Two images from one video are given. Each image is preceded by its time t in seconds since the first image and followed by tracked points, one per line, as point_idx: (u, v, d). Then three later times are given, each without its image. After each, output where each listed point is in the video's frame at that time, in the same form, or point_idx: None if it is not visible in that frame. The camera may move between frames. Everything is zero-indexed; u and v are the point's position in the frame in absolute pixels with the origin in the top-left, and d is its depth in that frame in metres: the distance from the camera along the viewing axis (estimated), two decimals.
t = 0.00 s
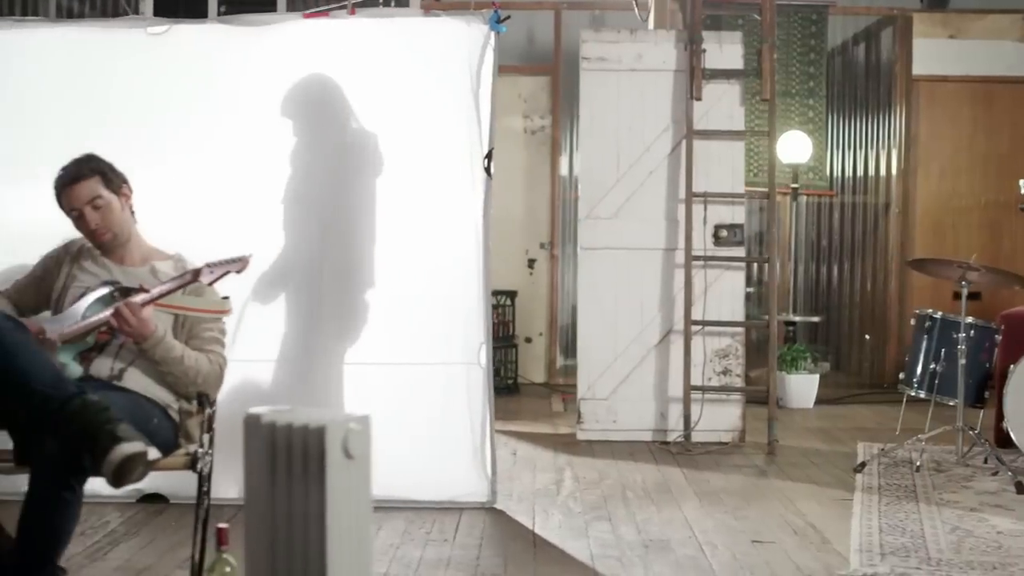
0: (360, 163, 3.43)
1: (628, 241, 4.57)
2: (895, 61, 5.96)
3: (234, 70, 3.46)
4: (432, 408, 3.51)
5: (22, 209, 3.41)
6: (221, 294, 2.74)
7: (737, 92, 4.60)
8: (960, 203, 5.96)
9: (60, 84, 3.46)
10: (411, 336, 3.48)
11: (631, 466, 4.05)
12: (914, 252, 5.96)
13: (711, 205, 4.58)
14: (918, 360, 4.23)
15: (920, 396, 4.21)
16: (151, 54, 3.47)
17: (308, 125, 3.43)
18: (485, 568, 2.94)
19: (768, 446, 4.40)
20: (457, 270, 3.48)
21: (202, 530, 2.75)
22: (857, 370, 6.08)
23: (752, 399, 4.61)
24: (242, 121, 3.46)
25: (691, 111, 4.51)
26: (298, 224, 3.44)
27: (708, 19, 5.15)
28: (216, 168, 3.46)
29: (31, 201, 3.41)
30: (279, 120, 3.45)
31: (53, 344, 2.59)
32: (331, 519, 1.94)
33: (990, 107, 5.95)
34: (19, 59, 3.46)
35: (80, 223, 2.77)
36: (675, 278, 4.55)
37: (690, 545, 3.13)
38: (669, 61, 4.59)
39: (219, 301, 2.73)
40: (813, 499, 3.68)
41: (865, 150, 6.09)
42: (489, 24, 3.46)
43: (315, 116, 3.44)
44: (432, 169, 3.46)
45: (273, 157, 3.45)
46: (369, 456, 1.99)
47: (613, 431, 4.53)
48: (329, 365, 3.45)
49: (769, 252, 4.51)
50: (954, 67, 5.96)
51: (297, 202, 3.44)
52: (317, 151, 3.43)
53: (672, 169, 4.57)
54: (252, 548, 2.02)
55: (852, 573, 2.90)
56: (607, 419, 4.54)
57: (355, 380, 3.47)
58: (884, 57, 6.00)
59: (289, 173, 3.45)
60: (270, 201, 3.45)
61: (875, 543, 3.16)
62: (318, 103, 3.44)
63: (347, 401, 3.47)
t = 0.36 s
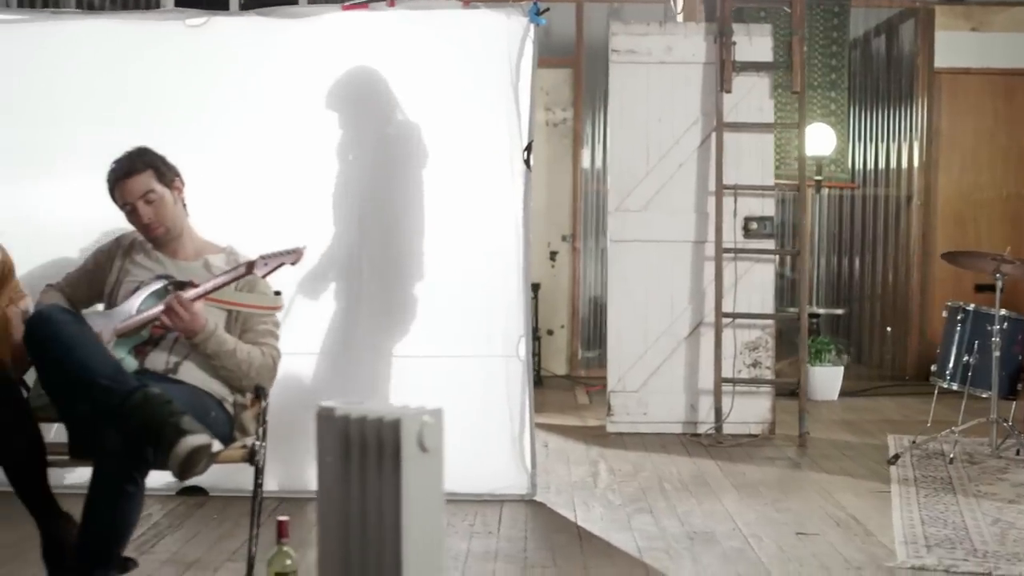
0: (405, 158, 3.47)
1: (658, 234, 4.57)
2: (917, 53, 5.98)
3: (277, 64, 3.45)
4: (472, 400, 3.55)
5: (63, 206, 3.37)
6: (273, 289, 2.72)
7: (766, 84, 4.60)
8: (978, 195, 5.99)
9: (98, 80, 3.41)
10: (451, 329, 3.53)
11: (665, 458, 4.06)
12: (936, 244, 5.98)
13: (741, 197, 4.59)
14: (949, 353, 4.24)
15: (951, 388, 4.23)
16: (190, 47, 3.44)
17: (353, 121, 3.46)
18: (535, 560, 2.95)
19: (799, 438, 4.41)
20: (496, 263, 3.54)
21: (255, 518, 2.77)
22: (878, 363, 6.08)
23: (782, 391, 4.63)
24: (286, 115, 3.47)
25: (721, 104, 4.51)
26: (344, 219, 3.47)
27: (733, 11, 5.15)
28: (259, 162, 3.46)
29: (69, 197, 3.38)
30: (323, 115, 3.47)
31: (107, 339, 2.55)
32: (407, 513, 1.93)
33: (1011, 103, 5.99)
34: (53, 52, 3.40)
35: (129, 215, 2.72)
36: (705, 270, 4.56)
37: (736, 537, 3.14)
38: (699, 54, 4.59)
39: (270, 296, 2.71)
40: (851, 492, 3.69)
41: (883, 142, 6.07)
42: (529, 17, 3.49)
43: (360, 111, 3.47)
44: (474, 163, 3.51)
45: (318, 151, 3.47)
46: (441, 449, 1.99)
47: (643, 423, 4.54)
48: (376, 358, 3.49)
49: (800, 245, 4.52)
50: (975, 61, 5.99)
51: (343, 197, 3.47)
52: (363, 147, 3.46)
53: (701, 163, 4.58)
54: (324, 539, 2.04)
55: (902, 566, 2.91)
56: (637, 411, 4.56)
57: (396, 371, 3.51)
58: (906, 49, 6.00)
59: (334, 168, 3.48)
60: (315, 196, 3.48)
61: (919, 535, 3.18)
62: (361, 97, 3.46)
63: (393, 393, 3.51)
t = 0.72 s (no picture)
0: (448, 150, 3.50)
1: (688, 227, 4.58)
2: (939, 44, 5.96)
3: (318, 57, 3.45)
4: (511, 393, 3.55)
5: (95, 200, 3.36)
6: (327, 285, 2.72)
7: (795, 76, 4.59)
8: (997, 187, 6.04)
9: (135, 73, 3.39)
10: (491, 321, 3.53)
11: (699, 451, 4.07)
12: (958, 235, 5.98)
13: (771, 189, 4.59)
14: (982, 345, 4.25)
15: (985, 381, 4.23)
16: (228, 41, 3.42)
17: (396, 113, 3.48)
18: (584, 552, 2.96)
19: (830, 430, 4.42)
20: (536, 255, 3.54)
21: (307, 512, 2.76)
22: (900, 355, 6.08)
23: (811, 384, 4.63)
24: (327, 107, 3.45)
25: (751, 97, 4.51)
26: (386, 211, 3.48)
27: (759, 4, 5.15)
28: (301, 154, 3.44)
29: (103, 191, 3.37)
30: (366, 106, 3.47)
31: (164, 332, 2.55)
32: (483, 505, 1.93)
33: None
34: (90, 47, 3.37)
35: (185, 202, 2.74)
36: (735, 264, 4.56)
37: (782, 529, 3.14)
38: (728, 46, 4.59)
39: (324, 290, 2.71)
40: (888, 484, 3.70)
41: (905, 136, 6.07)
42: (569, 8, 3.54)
43: (403, 102, 3.49)
44: (515, 155, 3.53)
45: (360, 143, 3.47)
46: (515, 442, 1.98)
47: (673, 416, 4.56)
48: (416, 349, 3.51)
49: (831, 237, 4.51)
50: (995, 53, 6.02)
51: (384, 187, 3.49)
52: (406, 138, 3.49)
53: (731, 155, 4.58)
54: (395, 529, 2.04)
55: (951, 558, 2.92)
56: (668, 404, 4.57)
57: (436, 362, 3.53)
58: (928, 41, 6.00)
59: (376, 159, 3.49)
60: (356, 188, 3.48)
61: (964, 528, 3.18)
62: (403, 88, 3.48)
63: (434, 383, 3.52)
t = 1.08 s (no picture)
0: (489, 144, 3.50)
1: (719, 220, 4.58)
2: (962, 38, 5.95)
3: (359, 50, 3.44)
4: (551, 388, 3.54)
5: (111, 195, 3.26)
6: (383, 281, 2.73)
7: (826, 70, 4.59)
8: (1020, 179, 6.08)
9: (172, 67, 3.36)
10: (532, 317, 3.51)
11: (735, 445, 4.07)
12: (980, 228, 6.01)
13: (802, 183, 4.59)
14: (1016, 338, 4.25)
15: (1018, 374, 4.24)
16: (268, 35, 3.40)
17: (438, 106, 3.48)
18: (635, 546, 2.96)
19: (863, 423, 4.43)
20: (578, 250, 3.52)
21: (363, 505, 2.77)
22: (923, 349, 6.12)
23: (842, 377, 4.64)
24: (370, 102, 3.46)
25: (782, 90, 4.50)
26: (428, 204, 3.49)
27: None
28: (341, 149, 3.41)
29: (123, 186, 3.29)
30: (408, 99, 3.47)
31: (223, 327, 2.54)
32: (561, 500, 1.93)
33: None
34: (125, 41, 3.34)
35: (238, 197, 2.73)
36: (767, 257, 4.57)
37: (829, 522, 3.15)
38: (759, 40, 4.59)
39: (380, 288, 2.72)
40: (928, 476, 3.70)
41: (925, 129, 6.07)
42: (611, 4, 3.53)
43: (445, 95, 3.48)
44: (556, 150, 3.51)
45: (401, 136, 3.48)
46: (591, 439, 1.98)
47: (705, 409, 4.56)
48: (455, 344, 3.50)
49: (864, 230, 4.52)
50: (1016, 46, 6.03)
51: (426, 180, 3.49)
52: (447, 132, 3.49)
53: (762, 149, 4.58)
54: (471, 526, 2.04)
55: (1003, 551, 2.92)
56: (699, 398, 4.58)
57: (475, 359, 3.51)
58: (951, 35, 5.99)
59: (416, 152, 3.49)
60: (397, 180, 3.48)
61: (1010, 521, 3.19)
62: (444, 82, 3.47)
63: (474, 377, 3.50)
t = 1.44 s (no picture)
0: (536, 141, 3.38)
1: (749, 213, 4.59)
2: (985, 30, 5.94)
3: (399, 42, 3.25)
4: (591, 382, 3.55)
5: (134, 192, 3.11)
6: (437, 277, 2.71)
7: (856, 64, 4.61)
8: None
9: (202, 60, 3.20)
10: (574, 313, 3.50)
11: (770, 439, 4.07)
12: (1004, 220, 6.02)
13: (833, 176, 4.59)
14: None
15: None
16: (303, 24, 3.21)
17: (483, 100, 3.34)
18: (682, 539, 2.96)
19: (895, 417, 4.44)
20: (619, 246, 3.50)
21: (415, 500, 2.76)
22: (945, 343, 6.15)
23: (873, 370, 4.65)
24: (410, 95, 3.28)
25: (813, 83, 4.49)
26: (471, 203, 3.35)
27: None
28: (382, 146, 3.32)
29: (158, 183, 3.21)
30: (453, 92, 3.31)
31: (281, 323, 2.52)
32: (637, 492, 1.93)
33: None
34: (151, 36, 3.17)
35: (287, 184, 2.75)
36: (797, 252, 4.59)
37: (874, 515, 3.15)
38: (788, 34, 4.59)
39: (434, 284, 2.70)
40: (967, 470, 3.70)
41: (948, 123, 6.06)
42: None
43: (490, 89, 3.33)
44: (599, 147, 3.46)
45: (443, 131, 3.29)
46: (665, 427, 1.97)
47: (737, 403, 4.57)
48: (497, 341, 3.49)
49: (895, 224, 4.53)
50: None
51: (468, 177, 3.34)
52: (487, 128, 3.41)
53: (792, 143, 4.59)
54: (551, 516, 2.06)
55: None
56: (730, 391, 4.57)
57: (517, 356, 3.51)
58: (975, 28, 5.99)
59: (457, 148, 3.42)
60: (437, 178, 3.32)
61: None
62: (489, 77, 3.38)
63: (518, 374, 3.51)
